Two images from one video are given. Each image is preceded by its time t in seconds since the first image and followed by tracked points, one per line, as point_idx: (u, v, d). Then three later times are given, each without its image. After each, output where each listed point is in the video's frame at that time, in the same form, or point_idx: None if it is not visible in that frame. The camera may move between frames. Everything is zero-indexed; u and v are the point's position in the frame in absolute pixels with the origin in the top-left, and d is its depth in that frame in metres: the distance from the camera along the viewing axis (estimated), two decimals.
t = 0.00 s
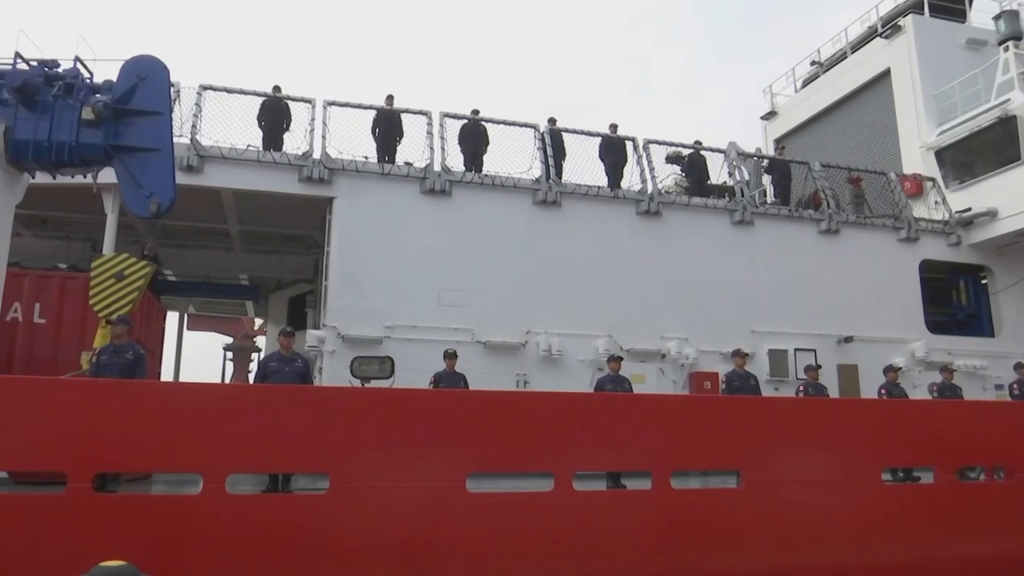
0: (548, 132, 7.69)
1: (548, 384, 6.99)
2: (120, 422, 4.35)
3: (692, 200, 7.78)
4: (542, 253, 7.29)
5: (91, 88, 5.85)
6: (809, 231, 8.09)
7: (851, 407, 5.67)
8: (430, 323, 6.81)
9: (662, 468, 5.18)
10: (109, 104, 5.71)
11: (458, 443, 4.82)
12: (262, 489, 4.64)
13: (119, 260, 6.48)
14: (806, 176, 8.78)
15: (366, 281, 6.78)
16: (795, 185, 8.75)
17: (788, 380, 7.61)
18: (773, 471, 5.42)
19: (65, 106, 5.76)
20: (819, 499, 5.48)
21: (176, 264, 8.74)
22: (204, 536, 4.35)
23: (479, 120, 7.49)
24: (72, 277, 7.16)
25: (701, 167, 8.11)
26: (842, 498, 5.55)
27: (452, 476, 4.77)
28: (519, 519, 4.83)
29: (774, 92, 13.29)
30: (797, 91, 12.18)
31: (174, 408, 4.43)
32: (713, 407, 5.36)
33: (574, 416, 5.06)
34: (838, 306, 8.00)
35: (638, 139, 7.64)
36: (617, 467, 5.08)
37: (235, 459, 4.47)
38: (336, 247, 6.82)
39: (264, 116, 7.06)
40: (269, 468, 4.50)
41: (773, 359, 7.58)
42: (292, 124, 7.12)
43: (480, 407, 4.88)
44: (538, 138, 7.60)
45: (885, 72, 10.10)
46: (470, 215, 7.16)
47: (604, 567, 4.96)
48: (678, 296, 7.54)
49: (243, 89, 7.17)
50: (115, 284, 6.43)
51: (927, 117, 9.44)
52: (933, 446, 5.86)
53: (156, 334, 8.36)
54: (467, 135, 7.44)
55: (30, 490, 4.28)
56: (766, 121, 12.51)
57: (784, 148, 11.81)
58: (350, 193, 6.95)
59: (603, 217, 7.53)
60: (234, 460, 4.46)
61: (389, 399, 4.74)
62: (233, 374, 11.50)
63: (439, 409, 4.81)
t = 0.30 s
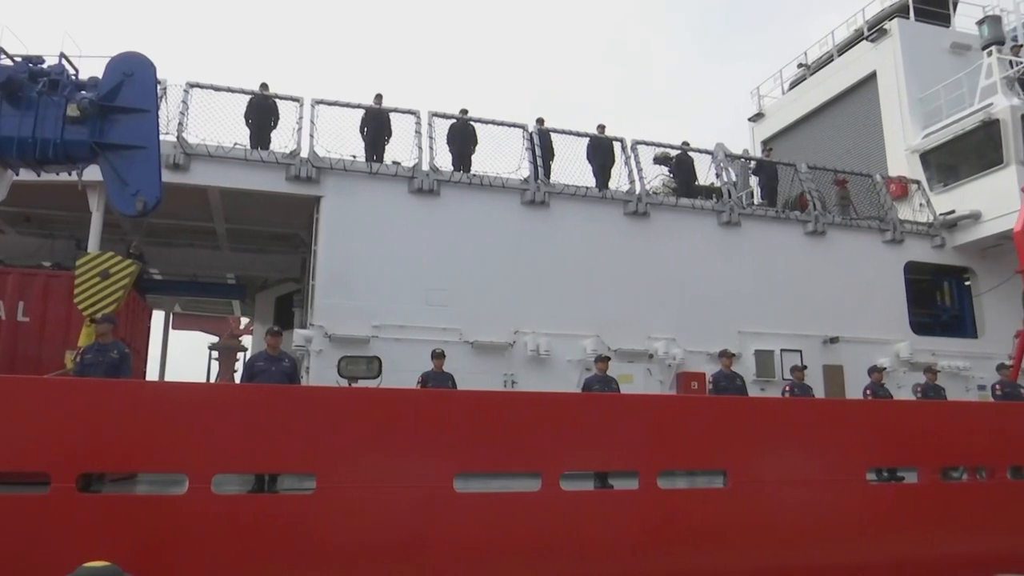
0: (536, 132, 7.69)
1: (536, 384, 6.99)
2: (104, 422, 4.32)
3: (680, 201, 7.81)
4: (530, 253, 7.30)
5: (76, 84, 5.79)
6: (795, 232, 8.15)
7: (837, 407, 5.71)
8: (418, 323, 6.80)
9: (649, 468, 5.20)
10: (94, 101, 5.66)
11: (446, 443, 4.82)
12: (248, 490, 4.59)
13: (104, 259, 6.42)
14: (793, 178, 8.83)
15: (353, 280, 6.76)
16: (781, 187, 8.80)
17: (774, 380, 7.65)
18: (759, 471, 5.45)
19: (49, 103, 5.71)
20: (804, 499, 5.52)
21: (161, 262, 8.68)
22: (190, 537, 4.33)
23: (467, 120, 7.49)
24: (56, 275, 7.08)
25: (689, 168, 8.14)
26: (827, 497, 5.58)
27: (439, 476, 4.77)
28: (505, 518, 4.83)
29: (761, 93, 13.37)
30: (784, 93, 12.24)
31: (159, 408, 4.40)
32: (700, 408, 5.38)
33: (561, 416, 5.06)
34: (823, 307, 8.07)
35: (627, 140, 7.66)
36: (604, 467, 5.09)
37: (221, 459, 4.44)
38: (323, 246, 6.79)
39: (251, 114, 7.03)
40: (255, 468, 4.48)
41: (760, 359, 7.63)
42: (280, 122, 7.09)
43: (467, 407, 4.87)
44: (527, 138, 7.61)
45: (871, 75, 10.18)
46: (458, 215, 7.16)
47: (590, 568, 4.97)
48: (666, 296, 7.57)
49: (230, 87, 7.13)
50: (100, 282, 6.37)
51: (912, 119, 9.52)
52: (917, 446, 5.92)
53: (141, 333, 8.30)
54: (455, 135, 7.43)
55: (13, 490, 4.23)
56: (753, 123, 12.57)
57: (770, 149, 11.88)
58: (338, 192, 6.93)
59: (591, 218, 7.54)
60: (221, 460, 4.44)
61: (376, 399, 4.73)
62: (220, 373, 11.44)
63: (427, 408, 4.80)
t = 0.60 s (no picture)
0: (524, 132, 7.70)
1: (523, 384, 6.99)
2: (87, 422, 4.28)
3: (667, 201, 7.83)
4: (517, 253, 7.30)
5: (60, 81, 5.71)
6: (781, 233, 8.19)
7: (821, 407, 5.74)
8: (405, 323, 6.80)
9: (635, 468, 5.21)
10: (78, 98, 5.60)
11: (433, 444, 4.81)
12: (233, 490, 4.56)
13: (88, 257, 6.38)
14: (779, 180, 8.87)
15: (340, 279, 6.74)
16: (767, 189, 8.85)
17: (760, 381, 7.69)
18: (745, 471, 5.48)
19: (33, 99, 5.66)
20: (789, 498, 5.55)
21: (146, 261, 8.61)
22: (174, 538, 4.30)
23: (455, 119, 7.48)
24: (39, 273, 7.01)
25: (676, 169, 8.16)
26: (812, 497, 5.62)
27: (425, 476, 4.76)
28: (491, 518, 4.83)
29: (748, 95, 13.43)
30: (770, 94, 12.31)
31: (143, 408, 4.36)
32: (686, 408, 5.40)
33: (548, 416, 5.07)
34: (808, 308, 8.12)
35: (614, 141, 7.67)
36: (590, 467, 5.10)
37: (206, 459, 4.41)
38: (310, 245, 6.76)
39: (238, 112, 6.99)
40: (240, 468, 4.45)
41: (745, 360, 7.67)
42: (266, 120, 7.06)
43: (454, 407, 4.86)
44: (515, 138, 7.61)
45: (856, 78, 10.25)
46: (445, 215, 7.15)
47: (576, 568, 4.98)
48: (652, 297, 7.59)
49: (217, 85, 7.09)
50: (84, 281, 6.33)
51: (897, 122, 9.60)
52: (901, 447, 5.96)
53: (125, 332, 8.24)
54: (443, 134, 7.42)
55: None
56: (740, 125, 12.62)
57: (757, 151, 11.94)
58: (325, 191, 6.90)
59: (578, 218, 7.55)
60: (206, 461, 4.41)
61: (362, 398, 4.71)
62: (204, 373, 11.37)
63: (413, 408, 4.79)
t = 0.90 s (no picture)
0: (512, 132, 7.70)
1: (510, 384, 6.99)
2: (71, 422, 4.25)
3: (654, 202, 7.86)
4: (504, 253, 7.30)
5: (44, 77, 5.67)
6: (768, 235, 8.24)
7: (807, 408, 5.78)
8: (392, 322, 6.79)
9: (622, 468, 5.22)
10: (63, 95, 5.56)
11: (419, 444, 4.80)
12: (219, 491, 4.55)
13: (72, 255, 6.32)
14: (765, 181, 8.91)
15: (327, 278, 6.73)
16: (754, 190, 8.89)
17: (746, 381, 7.72)
18: (731, 471, 5.51)
19: (16, 96, 5.62)
20: (775, 498, 5.58)
21: (131, 260, 8.55)
22: (159, 538, 4.26)
23: (443, 119, 7.47)
24: (22, 272, 6.92)
25: (663, 170, 8.19)
26: (797, 497, 5.65)
27: (412, 476, 4.75)
28: (478, 518, 4.83)
29: (734, 96, 13.49)
30: (757, 97, 12.37)
31: (127, 408, 4.33)
32: (673, 408, 5.42)
33: (535, 415, 5.07)
34: (793, 309, 8.17)
35: (602, 142, 7.69)
36: (578, 467, 5.11)
37: (191, 459, 4.38)
38: (297, 244, 6.73)
39: (224, 110, 6.96)
40: (226, 468, 4.42)
41: (731, 360, 7.71)
42: (253, 119, 7.03)
43: (441, 406, 4.86)
44: (503, 138, 7.61)
45: (842, 80, 10.32)
46: (432, 214, 7.14)
47: (563, 568, 4.98)
48: (639, 298, 7.61)
49: (203, 83, 7.05)
50: (67, 279, 6.28)
51: (882, 125, 9.67)
52: (884, 447, 6.01)
53: (110, 332, 8.17)
54: (431, 134, 7.41)
55: None
56: (727, 126, 12.68)
57: (744, 152, 12.00)
58: (311, 190, 6.87)
59: (566, 218, 7.56)
60: (192, 460, 4.38)
61: (349, 399, 4.69)
62: (189, 372, 11.30)
63: (400, 408, 4.78)
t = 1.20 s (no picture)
0: (501, 132, 7.69)
1: (498, 384, 6.99)
2: (55, 421, 4.21)
3: (642, 203, 7.88)
4: (493, 253, 7.30)
5: (30, 73, 5.65)
6: (755, 236, 8.28)
7: (793, 408, 5.81)
8: (381, 322, 6.78)
9: (609, 468, 5.23)
10: (48, 91, 5.52)
11: (406, 443, 4.79)
12: (204, 491, 4.51)
13: (58, 254, 6.26)
14: (753, 183, 8.95)
15: (316, 278, 6.70)
16: (742, 191, 8.93)
17: (733, 381, 7.76)
18: (717, 471, 5.53)
19: (1, 92, 5.59)
20: (762, 498, 5.61)
21: (118, 258, 8.49)
22: (144, 538, 4.23)
23: (432, 118, 7.46)
24: (7, 268, 6.73)
25: (652, 171, 8.21)
26: (784, 497, 5.68)
27: (400, 476, 4.74)
28: (466, 518, 4.83)
29: (722, 97, 13.55)
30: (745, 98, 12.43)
31: (112, 407, 4.30)
32: (662, 408, 5.44)
33: (523, 415, 5.07)
34: (780, 310, 8.22)
35: (591, 142, 7.70)
36: (566, 467, 5.11)
37: (177, 458, 4.36)
38: (284, 243, 6.71)
39: (212, 108, 6.92)
40: (212, 468, 4.40)
41: (719, 360, 7.74)
42: (241, 117, 6.99)
43: (428, 406, 4.85)
44: (492, 138, 7.60)
45: (829, 83, 10.39)
46: (421, 214, 7.13)
47: (550, 568, 4.98)
48: (627, 299, 7.62)
49: (191, 80, 7.02)
50: (52, 277, 6.22)
51: (869, 128, 9.74)
52: (869, 447, 6.05)
53: (95, 330, 8.11)
54: (420, 134, 7.40)
55: None
56: (715, 127, 12.72)
57: (732, 153, 12.05)
58: (299, 188, 6.84)
59: (554, 218, 7.57)
60: (178, 459, 4.36)
61: (337, 398, 4.68)
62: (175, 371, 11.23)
63: (387, 408, 4.77)
